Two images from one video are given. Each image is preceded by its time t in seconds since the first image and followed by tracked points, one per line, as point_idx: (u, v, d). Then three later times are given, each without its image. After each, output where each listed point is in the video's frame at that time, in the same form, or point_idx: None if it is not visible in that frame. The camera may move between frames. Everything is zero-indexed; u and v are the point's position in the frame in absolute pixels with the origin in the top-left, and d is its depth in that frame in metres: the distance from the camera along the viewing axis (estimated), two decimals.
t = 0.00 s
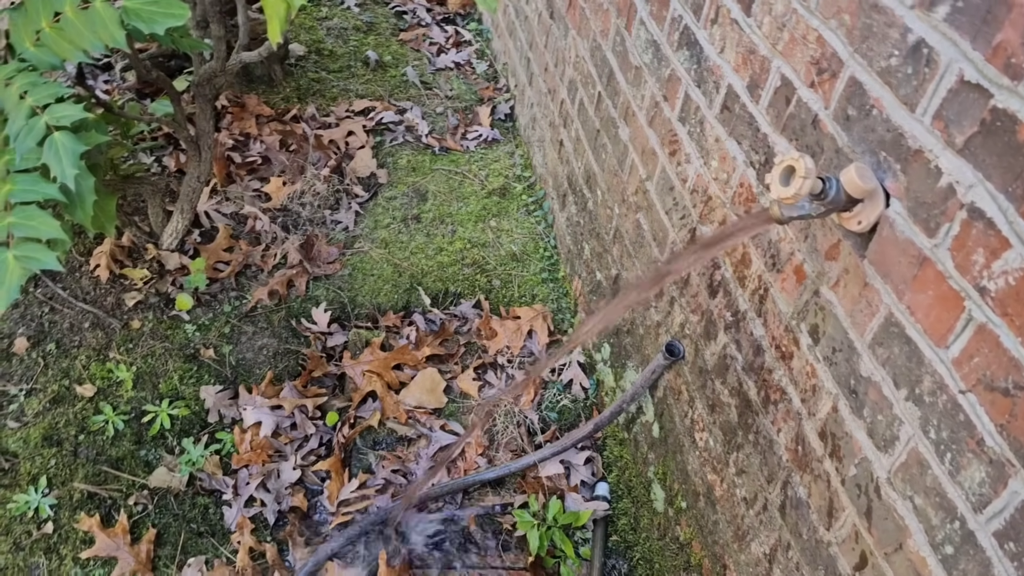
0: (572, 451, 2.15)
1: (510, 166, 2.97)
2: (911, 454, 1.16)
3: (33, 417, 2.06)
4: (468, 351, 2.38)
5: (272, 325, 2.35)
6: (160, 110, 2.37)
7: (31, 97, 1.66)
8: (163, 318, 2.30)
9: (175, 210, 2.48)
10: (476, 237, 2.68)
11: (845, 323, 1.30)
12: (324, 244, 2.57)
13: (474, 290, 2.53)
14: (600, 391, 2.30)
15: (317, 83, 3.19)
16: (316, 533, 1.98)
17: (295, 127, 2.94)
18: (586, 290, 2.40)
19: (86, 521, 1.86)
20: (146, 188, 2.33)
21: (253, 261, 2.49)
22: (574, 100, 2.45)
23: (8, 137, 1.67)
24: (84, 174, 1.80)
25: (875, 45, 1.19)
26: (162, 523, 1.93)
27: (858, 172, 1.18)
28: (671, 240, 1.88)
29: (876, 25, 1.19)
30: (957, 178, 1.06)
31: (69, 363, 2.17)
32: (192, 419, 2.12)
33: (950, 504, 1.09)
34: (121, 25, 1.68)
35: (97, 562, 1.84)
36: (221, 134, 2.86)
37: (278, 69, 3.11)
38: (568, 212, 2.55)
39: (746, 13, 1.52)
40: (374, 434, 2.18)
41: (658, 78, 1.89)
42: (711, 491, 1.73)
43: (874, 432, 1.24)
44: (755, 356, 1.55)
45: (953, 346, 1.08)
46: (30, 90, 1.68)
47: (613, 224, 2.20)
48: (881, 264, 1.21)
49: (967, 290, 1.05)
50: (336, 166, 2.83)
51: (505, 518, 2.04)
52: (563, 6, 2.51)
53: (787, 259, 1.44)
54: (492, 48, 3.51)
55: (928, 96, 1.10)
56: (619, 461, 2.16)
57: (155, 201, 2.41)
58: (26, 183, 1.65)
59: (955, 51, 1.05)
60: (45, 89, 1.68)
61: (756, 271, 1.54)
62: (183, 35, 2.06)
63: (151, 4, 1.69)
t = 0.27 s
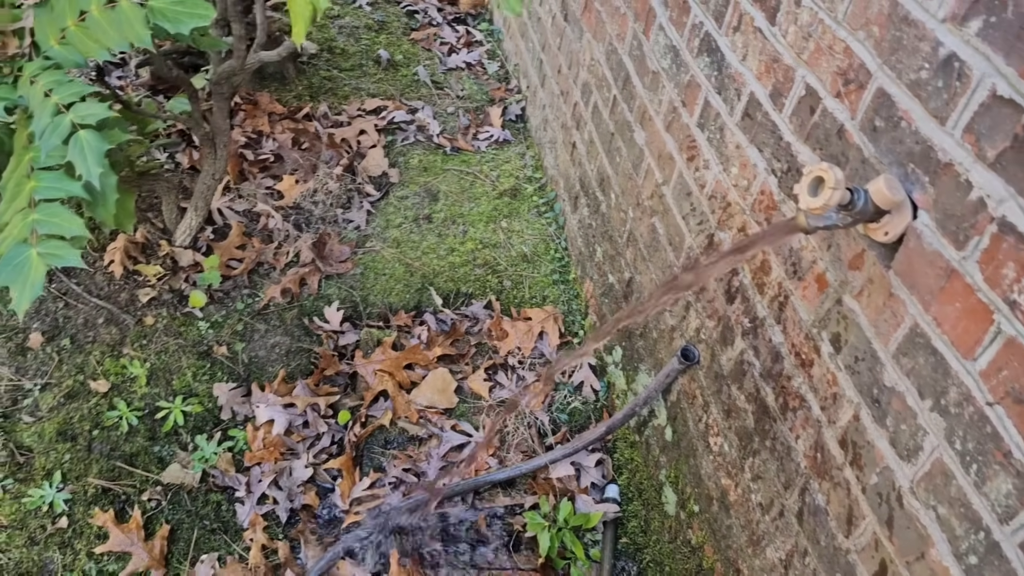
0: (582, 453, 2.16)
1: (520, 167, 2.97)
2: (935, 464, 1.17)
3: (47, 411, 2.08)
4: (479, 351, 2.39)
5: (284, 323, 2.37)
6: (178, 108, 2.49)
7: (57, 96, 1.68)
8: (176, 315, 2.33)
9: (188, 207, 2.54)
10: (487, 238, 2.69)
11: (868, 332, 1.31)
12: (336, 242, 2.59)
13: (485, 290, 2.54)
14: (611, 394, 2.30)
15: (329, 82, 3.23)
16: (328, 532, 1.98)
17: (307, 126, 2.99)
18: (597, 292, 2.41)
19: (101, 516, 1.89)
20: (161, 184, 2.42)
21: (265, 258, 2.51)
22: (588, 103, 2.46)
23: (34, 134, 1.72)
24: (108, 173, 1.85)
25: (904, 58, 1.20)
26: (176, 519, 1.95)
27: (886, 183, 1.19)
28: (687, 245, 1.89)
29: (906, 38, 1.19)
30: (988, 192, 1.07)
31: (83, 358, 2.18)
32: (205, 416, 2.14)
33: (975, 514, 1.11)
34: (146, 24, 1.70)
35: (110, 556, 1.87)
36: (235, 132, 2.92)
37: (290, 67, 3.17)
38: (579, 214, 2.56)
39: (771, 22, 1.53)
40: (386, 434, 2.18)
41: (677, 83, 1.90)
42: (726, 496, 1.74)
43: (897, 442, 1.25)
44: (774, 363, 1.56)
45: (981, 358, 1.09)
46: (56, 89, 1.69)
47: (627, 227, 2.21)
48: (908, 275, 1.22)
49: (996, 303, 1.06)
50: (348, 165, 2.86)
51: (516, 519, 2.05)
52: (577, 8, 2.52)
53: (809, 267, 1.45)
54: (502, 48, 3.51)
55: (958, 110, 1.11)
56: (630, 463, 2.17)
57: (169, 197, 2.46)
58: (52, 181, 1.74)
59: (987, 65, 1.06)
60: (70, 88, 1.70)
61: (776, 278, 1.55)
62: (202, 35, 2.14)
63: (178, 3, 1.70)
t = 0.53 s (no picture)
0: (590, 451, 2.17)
1: (528, 167, 2.98)
2: (949, 460, 1.19)
3: (60, 404, 2.14)
4: (486, 349, 2.41)
5: (293, 319, 2.41)
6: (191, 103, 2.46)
7: (79, 89, 1.80)
8: (187, 310, 2.38)
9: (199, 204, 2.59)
10: (495, 237, 2.71)
11: (883, 331, 1.33)
12: (344, 240, 2.63)
13: (492, 289, 2.56)
14: (618, 392, 2.32)
15: (337, 80, 3.26)
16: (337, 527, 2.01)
17: (316, 123, 3.01)
18: (605, 292, 2.43)
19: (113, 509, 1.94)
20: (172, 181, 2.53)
21: (275, 255, 2.57)
22: (597, 103, 2.48)
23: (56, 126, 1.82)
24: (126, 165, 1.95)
25: (923, 60, 1.22)
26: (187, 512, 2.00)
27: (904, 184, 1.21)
28: (698, 245, 1.90)
29: (926, 41, 1.22)
30: (1007, 192, 1.09)
31: (94, 352, 2.24)
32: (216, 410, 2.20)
33: (989, 510, 1.12)
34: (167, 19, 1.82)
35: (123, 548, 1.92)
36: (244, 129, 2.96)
37: (298, 64, 3.20)
38: (587, 214, 2.58)
39: (787, 24, 1.55)
40: (394, 430, 2.21)
41: (689, 84, 1.92)
42: (735, 493, 1.76)
43: (911, 438, 1.27)
44: (786, 361, 1.58)
45: (997, 356, 1.11)
46: (78, 82, 1.81)
47: (636, 227, 2.23)
48: (924, 274, 1.24)
49: (1013, 302, 1.08)
50: (356, 163, 2.89)
51: (523, 516, 2.06)
52: (587, 10, 2.53)
53: (823, 266, 1.47)
54: (509, 49, 3.52)
55: (977, 112, 1.13)
56: (637, 462, 2.19)
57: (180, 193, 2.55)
58: (72, 173, 1.84)
59: (1007, 68, 1.08)
60: (91, 81, 1.82)
61: (789, 278, 1.57)
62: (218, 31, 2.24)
63: None
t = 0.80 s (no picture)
0: (590, 445, 2.19)
1: (528, 164, 3.00)
2: (949, 449, 1.21)
3: (63, 397, 2.13)
4: (487, 344, 2.43)
5: (296, 314, 2.43)
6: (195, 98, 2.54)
7: (86, 81, 1.81)
8: (190, 304, 2.39)
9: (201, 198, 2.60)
10: (496, 233, 2.72)
11: (883, 322, 1.35)
12: (346, 235, 2.64)
13: (493, 285, 2.58)
14: (618, 387, 2.34)
15: (339, 77, 3.27)
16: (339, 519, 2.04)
17: (318, 119, 3.01)
18: (606, 287, 2.44)
19: (116, 500, 1.93)
20: (175, 175, 2.50)
21: (277, 250, 2.58)
22: (598, 100, 2.49)
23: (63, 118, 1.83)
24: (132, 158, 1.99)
25: (925, 55, 1.24)
26: (190, 504, 2.00)
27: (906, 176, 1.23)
28: (699, 240, 1.92)
29: (927, 36, 1.24)
30: (1007, 184, 1.10)
31: (97, 345, 2.24)
32: (219, 404, 2.20)
33: (989, 497, 1.14)
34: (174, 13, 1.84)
35: (126, 540, 1.92)
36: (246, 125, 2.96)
37: (300, 60, 3.20)
38: (588, 210, 2.60)
39: (790, 20, 1.56)
40: (396, 424, 2.23)
41: (691, 81, 1.93)
42: (735, 485, 1.78)
43: (911, 428, 1.29)
44: (787, 354, 1.60)
45: (996, 346, 1.13)
46: (85, 74, 1.82)
47: (637, 223, 2.25)
48: (925, 266, 1.26)
49: (1013, 292, 1.10)
50: (358, 159, 2.90)
51: (524, 509, 2.08)
52: (589, 7, 2.55)
53: (824, 260, 1.49)
54: (510, 47, 3.54)
55: (978, 106, 1.15)
56: (637, 456, 2.20)
57: (183, 187, 2.56)
58: (78, 165, 1.86)
59: (1008, 63, 1.10)
60: (98, 73, 1.83)
61: (790, 271, 1.59)
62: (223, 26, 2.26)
63: None
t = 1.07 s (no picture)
0: (582, 441, 2.19)
1: (521, 162, 3.01)
2: (936, 440, 1.22)
3: (54, 394, 2.12)
4: (480, 341, 2.44)
5: (288, 311, 2.44)
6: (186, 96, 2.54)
7: (76, 78, 1.81)
8: (182, 301, 2.39)
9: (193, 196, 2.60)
10: (489, 230, 2.73)
11: (871, 315, 1.36)
12: (339, 232, 2.64)
13: (486, 282, 2.59)
14: (610, 383, 2.35)
15: (331, 75, 3.27)
16: (331, 517, 2.03)
17: (310, 118, 3.01)
18: (598, 284, 2.45)
19: (108, 497, 1.93)
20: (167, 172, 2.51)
21: (269, 247, 2.58)
22: (590, 98, 2.50)
23: (53, 115, 1.83)
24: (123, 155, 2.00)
25: (911, 50, 1.25)
26: (182, 501, 2.00)
27: (892, 170, 1.24)
28: (690, 236, 1.93)
29: (913, 30, 1.24)
30: (992, 177, 1.11)
31: (89, 343, 2.24)
32: (211, 401, 2.20)
33: (974, 487, 1.15)
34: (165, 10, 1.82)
35: (118, 537, 1.91)
36: (239, 123, 2.96)
37: (292, 59, 3.20)
38: (580, 207, 2.60)
39: (778, 17, 1.57)
40: (389, 421, 2.23)
41: (682, 77, 1.94)
42: (726, 480, 1.79)
43: (899, 420, 1.30)
44: (777, 348, 1.60)
45: (982, 337, 1.14)
46: (74, 71, 1.81)
47: (628, 220, 2.25)
48: (911, 259, 1.27)
49: (997, 284, 1.11)
50: (351, 158, 2.90)
51: (517, 505, 2.09)
52: (580, 5, 2.56)
53: (813, 254, 1.50)
54: (503, 45, 3.55)
55: (963, 100, 1.16)
56: (629, 451, 2.21)
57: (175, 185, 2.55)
58: (68, 162, 1.86)
59: (992, 56, 1.11)
60: (88, 70, 1.82)
61: (779, 265, 1.60)
62: (214, 22, 2.24)
63: None
